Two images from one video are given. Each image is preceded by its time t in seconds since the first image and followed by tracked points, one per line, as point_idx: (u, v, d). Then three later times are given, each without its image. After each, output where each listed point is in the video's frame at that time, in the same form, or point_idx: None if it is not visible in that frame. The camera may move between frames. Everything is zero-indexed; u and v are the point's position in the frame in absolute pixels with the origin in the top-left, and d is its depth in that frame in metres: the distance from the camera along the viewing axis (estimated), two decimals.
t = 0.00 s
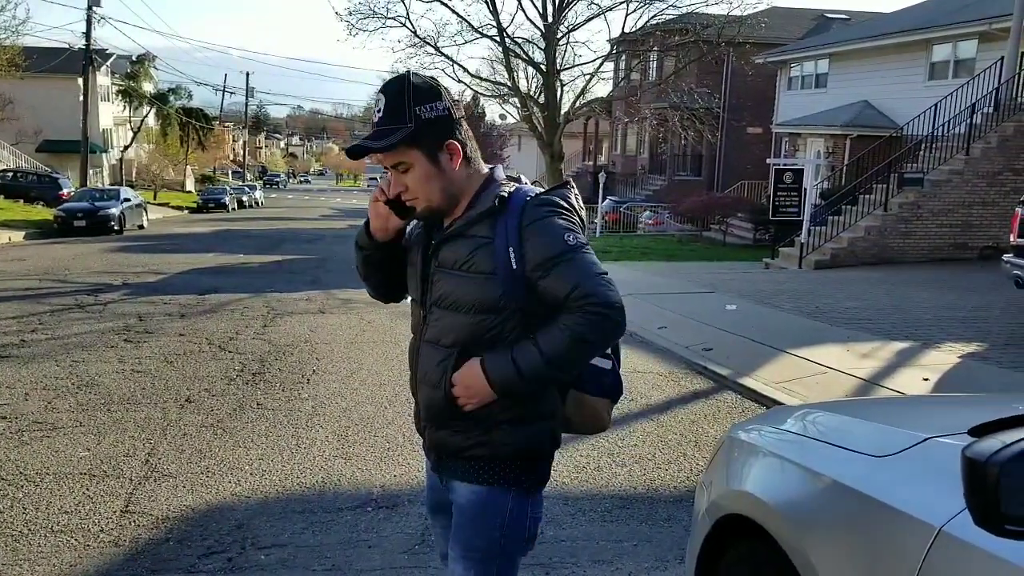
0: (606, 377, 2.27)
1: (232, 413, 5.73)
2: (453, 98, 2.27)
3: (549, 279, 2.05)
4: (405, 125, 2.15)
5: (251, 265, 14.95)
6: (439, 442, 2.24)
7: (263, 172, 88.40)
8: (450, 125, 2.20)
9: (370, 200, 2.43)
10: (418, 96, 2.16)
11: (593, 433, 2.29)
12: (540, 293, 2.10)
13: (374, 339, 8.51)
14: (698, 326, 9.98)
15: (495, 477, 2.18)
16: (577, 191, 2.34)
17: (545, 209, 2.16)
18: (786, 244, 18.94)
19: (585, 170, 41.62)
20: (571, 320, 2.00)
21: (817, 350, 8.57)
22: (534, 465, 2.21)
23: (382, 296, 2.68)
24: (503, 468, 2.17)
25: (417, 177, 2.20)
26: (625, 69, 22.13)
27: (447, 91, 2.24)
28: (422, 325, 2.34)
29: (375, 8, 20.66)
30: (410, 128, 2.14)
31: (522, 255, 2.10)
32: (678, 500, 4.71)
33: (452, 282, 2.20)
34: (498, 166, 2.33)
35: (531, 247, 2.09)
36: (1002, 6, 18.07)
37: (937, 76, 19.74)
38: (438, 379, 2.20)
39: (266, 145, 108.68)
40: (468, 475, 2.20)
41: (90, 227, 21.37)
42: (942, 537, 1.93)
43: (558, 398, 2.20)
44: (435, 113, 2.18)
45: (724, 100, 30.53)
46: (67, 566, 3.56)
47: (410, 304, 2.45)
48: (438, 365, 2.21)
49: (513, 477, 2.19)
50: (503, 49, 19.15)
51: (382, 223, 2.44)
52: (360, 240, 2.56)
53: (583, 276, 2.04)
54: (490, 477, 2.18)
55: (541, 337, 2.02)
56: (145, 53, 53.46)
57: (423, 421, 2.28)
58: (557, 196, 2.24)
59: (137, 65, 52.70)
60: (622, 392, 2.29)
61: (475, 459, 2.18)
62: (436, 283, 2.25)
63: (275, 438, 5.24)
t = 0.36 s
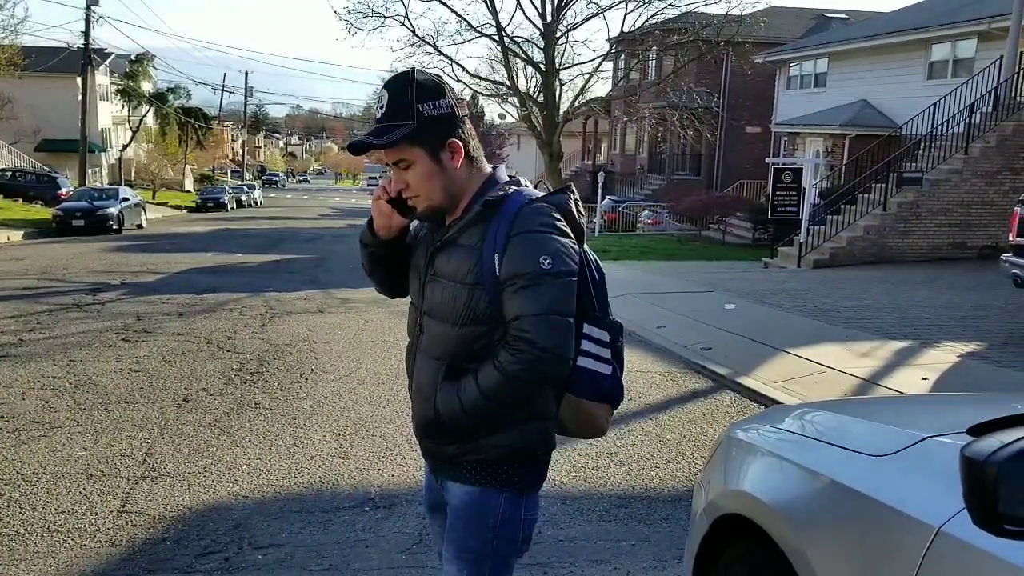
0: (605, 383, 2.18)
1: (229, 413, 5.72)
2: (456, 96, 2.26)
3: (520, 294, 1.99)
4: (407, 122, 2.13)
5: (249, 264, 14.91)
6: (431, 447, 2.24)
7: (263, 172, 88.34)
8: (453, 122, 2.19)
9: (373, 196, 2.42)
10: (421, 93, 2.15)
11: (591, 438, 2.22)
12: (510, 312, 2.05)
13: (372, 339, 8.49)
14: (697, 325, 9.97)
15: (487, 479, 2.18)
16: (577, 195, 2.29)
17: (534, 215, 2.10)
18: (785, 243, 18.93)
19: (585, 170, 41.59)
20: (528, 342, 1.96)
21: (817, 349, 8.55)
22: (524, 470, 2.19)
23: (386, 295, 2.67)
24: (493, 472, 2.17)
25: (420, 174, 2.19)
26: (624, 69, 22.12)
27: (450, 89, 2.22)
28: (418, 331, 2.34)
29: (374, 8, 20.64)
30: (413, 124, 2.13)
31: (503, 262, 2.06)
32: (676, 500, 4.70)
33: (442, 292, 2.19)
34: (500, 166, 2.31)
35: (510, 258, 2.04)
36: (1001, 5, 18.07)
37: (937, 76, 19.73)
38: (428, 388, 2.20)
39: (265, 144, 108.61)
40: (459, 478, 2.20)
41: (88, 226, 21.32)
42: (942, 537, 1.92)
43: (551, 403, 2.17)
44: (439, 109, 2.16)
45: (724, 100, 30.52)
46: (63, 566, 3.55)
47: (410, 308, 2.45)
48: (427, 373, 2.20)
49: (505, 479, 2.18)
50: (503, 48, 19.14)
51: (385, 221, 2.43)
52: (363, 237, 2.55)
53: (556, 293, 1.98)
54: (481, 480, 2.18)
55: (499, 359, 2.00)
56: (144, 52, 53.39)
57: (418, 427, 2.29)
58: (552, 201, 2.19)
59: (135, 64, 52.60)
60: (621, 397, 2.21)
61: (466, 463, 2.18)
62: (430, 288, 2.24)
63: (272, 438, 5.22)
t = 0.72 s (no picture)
0: (608, 379, 2.18)
1: (228, 413, 5.70)
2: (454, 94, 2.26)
3: (524, 288, 1.98)
4: (405, 115, 2.13)
5: (249, 264, 14.88)
6: (435, 452, 2.21)
7: (263, 172, 88.26)
8: (451, 119, 2.19)
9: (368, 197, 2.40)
10: (419, 87, 2.15)
11: (595, 437, 2.22)
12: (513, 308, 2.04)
13: (371, 339, 8.48)
14: (697, 325, 9.96)
15: (492, 480, 2.16)
16: (575, 190, 2.30)
17: (534, 208, 2.09)
18: (785, 243, 18.91)
19: (585, 170, 41.59)
20: (533, 336, 1.95)
21: (817, 349, 8.54)
22: (528, 470, 2.18)
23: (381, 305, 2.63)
24: (499, 473, 2.15)
25: (416, 168, 2.18)
26: (624, 69, 22.09)
27: (449, 85, 2.22)
28: (418, 333, 2.32)
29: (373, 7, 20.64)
30: (411, 118, 2.13)
31: (505, 256, 2.04)
32: (675, 500, 4.69)
33: (442, 291, 2.17)
34: (498, 163, 2.30)
35: (513, 250, 2.03)
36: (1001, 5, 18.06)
37: (936, 76, 19.72)
38: (432, 390, 2.17)
39: (265, 144, 108.58)
40: (464, 480, 2.18)
41: (88, 226, 21.29)
42: (945, 537, 1.90)
43: (555, 400, 2.16)
44: (438, 103, 2.16)
45: (723, 100, 30.50)
46: (61, 566, 3.53)
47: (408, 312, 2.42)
48: (430, 375, 2.18)
49: (510, 480, 2.16)
50: (502, 48, 19.12)
51: (380, 222, 2.40)
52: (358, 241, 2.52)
53: (560, 285, 1.97)
54: (487, 481, 2.16)
55: (505, 356, 1.99)
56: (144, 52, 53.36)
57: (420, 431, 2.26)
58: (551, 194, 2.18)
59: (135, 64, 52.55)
60: (624, 392, 2.20)
61: (472, 465, 2.16)
62: (431, 287, 2.21)
63: (271, 438, 5.21)
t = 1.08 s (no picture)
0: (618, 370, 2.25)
1: (228, 413, 5.70)
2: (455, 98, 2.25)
3: (562, 286, 2.01)
4: (418, 118, 2.10)
5: (248, 264, 14.86)
6: (459, 459, 2.19)
7: (262, 172, 88.21)
8: (460, 120, 2.19)
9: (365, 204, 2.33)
10: (429, 90, 2.13)
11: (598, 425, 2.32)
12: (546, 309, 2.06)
13: (372, 339, 8.46)
14: (698, 325, 9.96)
15: (521, 480, 2.16)
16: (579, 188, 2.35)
17: (558, 207, 2.13)
18: (785, 243, 18.91)
19: (585, 170, 41.57)
20: (577, 334, 1.99)
21: (818, 349, 8.53)
22: (556, 467, 2.20)
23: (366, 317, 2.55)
24: (530, 472, 2.16)
25: (430, 172, 2.14)
26: (624, 69, 22.06)
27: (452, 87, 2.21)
28: (432, 340, 2.28)
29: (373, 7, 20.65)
30: (425, 121, 2.10)
31: (538, 256, 2.07)
32: (677, 501, 4.68)
33: (466, 295, 2.16)
34: (500, 166, 2.31)
35: (545, 250, 2.06)
36: (1000, 5, 18.04)
37: (937, 76, 19.70)
38: (459, 397, 2.16)
39: (265, 143, 108.60)
40: (492, 485, 2.17)
41: (88, 226, 21.27)
42: (948, 540, 1.89)
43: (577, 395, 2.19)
44: (448, 105, 2.15)
45: (724, 100, 30.48)
46: (61, 566, 3.53)
47: (412, 318, 2.38)
48: (457, 381, 2.16)
49: (539, 478, 2.17)
50: (502, 48, 19.10)
51: (377, 230, 2.34)
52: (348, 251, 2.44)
53: (596, 282, 2.03)
54: (518, 483, 2.16)
55: (547, 356, 2.02)
56: (144, 52, 53.32)
57: (442, 439, 2.23)
58: (563, 192, 2.23)
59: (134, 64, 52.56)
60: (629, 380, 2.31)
61: (503, 468, 2.15)
62: (453, 293, 2.19)
63: (272, 438, 5.20)
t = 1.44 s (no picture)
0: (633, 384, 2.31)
1: (229, 413, 5.69)
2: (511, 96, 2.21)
3: (613, 308, 2.01)
4: (486, 113, 2.05)
5: (248, 264, 14.87)
6: (484, 475, 2.13)
7: (263, 172, 88.18)
8: (520, 119, 2.14)
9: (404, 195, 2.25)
10: (496, 85, 2.08)
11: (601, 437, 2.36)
12: (590, 329, 2.05)
13: (372, 339, 8.46)
14: (698, 325, 9.95)
15: (549, 494, 2.15)
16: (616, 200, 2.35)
17: (610, 222, 2.11)
18: (785, 242, 18.91)
19: (585, 170, 41.58)
20: (622, 357, 2.01)
21: (818, 349, 8.52)
22: (580, 480, 2.21)
23: (382, 311, 2.46)
24: (557, 487, 2.15)
25: (489, 170, 2.08)
26: (624, 69, 22.06)
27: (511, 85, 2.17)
28: (459, 347, 2.20)
29: (373, 7, 20.67)
30: (491, 118, 2.05)
31: (588, 273, 2.04)
32: (678, 501, 4.68)
33: (508, 303, 2.09)
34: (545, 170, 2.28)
35: (597, 265, 2.03)
36: (1001, 5, 18.03)
37: (937, 76, 19.70)
38: (491, 409, 2.09)
39: (265, 143, 108.64)
40: (517, 498, 2.14)
41: (88, 226, 21.27)
42: (953, 539, 1.88)
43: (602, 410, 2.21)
44: (511, 104, 2.11)
45: (724, 100, 30.48)
46: (61, 567, 3.52)
47: (436, 320, 2.28)
48: (490, 393, 2.10)
49: (565, 491, 2.17)
50: (502, 48, 19.13)
51: (414, 224, 2.26)
52: (377, 242, 2.35)
53: (643, 305, 2.05)
54: (547, 497, 2.15)
55: (592, 377, 2.03)
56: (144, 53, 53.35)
57: (466, 451, 2.16)
58: (608, 204, 2.20)
59: (134, 64, 52.59)
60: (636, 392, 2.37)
61: (530, 483, 2.13)
62: (491, 301, 2.12)
63: (272, 438, 5.20)
